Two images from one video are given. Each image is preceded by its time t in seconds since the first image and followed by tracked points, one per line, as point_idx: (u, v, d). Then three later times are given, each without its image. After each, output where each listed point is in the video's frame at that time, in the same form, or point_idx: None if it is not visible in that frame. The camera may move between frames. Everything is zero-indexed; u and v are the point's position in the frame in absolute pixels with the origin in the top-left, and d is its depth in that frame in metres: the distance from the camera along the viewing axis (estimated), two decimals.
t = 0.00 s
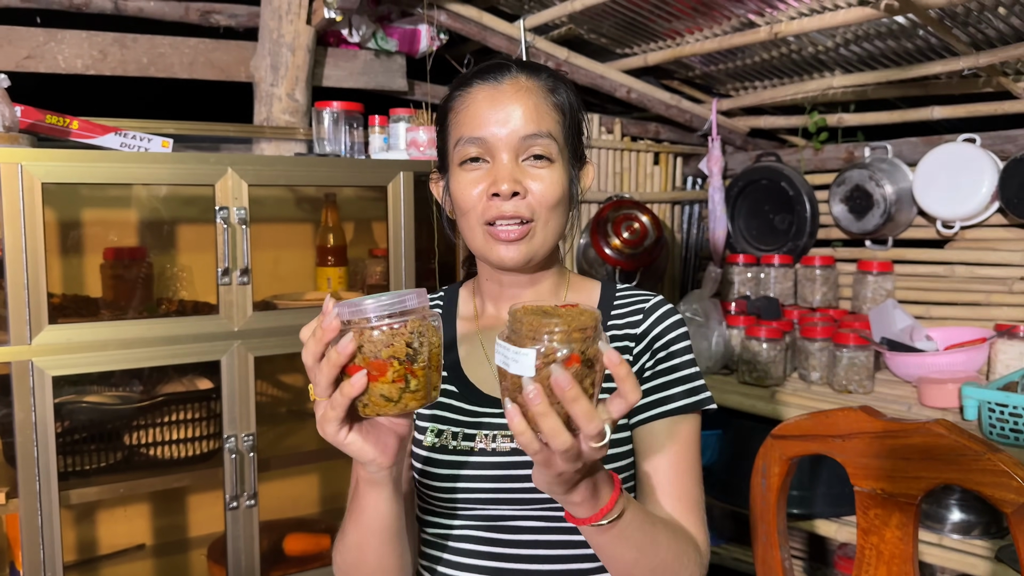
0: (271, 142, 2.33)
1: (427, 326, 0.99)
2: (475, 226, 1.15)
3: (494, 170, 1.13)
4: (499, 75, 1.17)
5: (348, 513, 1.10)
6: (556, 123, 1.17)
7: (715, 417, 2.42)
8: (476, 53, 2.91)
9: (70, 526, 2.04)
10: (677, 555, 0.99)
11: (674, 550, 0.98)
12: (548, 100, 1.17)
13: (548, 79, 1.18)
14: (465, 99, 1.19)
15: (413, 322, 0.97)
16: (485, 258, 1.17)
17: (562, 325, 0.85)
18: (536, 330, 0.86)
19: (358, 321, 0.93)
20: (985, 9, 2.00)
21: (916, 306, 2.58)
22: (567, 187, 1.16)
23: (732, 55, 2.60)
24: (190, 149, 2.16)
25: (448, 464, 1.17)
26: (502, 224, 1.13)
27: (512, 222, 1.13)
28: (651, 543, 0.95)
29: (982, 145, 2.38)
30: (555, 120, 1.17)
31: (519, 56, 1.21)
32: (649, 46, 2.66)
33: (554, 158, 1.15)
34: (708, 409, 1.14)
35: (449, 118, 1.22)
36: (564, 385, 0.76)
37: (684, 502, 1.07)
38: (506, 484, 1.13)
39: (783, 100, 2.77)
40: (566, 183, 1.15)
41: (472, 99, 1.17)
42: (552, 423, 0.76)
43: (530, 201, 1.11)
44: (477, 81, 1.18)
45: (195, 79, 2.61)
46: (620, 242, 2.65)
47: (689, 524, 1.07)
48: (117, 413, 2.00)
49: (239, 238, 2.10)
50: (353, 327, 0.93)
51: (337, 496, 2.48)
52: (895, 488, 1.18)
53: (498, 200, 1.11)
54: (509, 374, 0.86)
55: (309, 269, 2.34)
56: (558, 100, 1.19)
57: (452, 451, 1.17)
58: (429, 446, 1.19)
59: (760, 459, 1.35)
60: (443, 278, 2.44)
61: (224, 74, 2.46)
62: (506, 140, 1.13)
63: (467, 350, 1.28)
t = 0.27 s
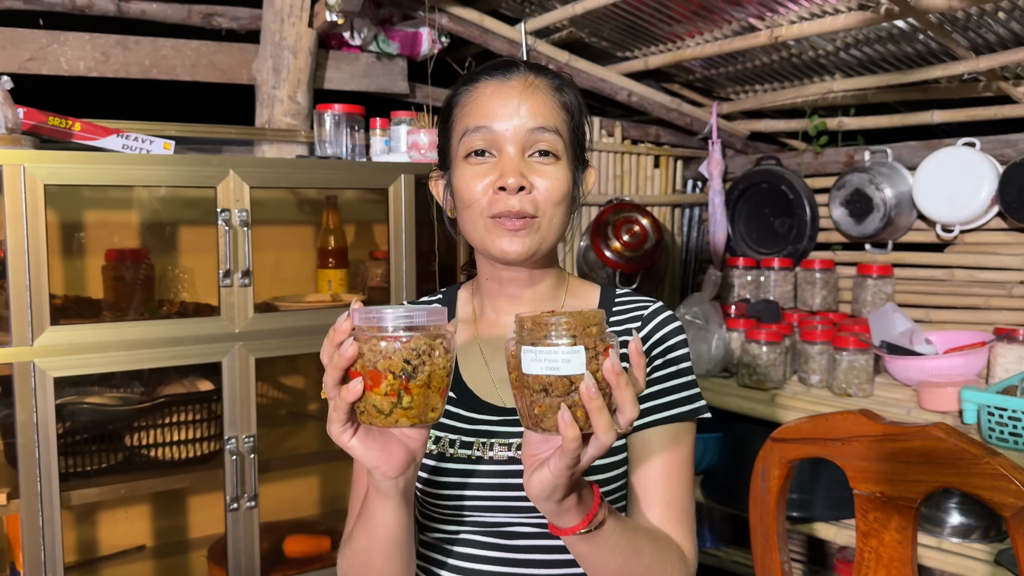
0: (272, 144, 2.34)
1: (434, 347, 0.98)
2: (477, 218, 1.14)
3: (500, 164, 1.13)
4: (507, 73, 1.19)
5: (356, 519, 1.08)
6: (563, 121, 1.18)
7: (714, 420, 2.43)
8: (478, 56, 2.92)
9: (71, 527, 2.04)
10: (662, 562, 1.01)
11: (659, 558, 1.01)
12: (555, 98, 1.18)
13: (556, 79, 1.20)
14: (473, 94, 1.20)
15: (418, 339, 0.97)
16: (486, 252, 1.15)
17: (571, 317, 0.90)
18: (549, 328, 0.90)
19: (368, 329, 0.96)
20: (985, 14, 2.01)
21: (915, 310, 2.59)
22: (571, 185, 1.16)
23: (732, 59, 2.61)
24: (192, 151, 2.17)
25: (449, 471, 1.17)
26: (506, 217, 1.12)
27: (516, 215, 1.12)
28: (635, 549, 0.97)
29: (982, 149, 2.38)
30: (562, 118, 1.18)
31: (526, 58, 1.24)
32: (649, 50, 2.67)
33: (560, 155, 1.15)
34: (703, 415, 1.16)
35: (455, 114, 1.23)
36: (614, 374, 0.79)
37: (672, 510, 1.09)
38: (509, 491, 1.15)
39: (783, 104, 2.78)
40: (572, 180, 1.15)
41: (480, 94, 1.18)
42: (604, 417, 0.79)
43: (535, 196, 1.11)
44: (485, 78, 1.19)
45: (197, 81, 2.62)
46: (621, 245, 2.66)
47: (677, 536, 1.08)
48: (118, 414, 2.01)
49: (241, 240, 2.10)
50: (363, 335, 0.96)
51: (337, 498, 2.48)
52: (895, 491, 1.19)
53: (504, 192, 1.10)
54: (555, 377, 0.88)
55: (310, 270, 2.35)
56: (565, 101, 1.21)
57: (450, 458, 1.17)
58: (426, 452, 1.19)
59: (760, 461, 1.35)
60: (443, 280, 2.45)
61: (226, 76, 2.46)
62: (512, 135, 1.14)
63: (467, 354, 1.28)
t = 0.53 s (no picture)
0: (274, 146, 2.37)
1: (437, 359, 0.98)
2: (479, 229, 1.16)
3: (503, 174, 1.14)
4: (511, 79, 1.18)
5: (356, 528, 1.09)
6: (567, 129, 1.18)
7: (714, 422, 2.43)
8: (478, 58, 2.93)
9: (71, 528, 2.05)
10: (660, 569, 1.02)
11: (656, 565, 1.01)
12: (559, 106, 1.18)
13: (561, 86, 1.20)
14: (476, 100, 1.19)
15: (421, 351, 0.97)
16: (487, 263, 1.17)
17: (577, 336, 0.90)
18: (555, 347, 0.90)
19: (370, 342, 0.95)
20: (984, 18, 2.02)
21: (915, 313, 2.59)
22: (574, 196, 1.17)
23: (732, 62, 2.62)
24: (193, 153, 2.17)
25: (449, 476, 1.18)
26: (508, 229, 1.13)
27: (518, 227, 1.13)
28: (633, 561, 0.98)
29: (981, 153, 2.39)
30: (566, 126, 1.18)
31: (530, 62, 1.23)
32: (650, 53, 2.67)
33: (563, 166, 1.16)
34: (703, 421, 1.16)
35: (458, 119, 1.23)
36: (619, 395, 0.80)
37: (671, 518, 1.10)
38: (510, 496, 1.15)
39: (783, 107, 2.78)
40: (575, 191, 1.16)
41: (484, 101, 1.18)
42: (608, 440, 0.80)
43: (537, 208, 1.12)
44: (489, 84, 1.19)
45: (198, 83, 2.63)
46: (621, 248, 2.66)
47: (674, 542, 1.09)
48: (119, 415, 2.01)
49: (242, 241, 2.11)
50: (366, 347, 0.95)
51: (337, 500, 2.48)
52: (894, 494, 1.19)
53: (506, 205, 1.11)
54: (560, 398, 0.88)
55: (311, 272, 2.35)
56: (569, 108, 1.20)
57: (450, 462, 1.18)
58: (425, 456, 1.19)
59: (759, 464, 1.36)
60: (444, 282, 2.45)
61: (227, 78, 2.47)
62: (516, 144, 1.14)
63: (467, 358, 1.29)
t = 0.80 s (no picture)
0: (274, 147, 2.37)
1: (434, 361, 1.00)
2: (473, 223, 1.16)
3: (496, 168, 1.14)
4: (507, 75, 1.19)
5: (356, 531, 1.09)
6: (563, 126, 1.18)
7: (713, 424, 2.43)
8: (478, 60, 2.93)
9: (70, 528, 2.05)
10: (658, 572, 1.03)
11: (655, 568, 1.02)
12: (555, 103, 1.18)
13: (558, 83, 1.20)
14: (473, 96, 1.20)
15: (419, 354, 0.99)
16: (481, 258, 1.17)
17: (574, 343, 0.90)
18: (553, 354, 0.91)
19: (368, 346, 0.96)
20: (983, 21, 2.02)
21: (914, 315, 2.60)
22: (569, 192, 1.17)
23: (732, 64, 2.62)
24: (193, 154, 2.18)
25: (449, 478, 1.18)
26: (501, 223, 1.13)
27: (510, 221, 1.13)
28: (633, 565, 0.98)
29: (980, 155, 2.39)
30: (562, 122, 1.18)
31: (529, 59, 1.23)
32: (649, 54, 2.68)
33: (558, 161, 1.16)
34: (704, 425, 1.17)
35: (455, 116, 1.24)
36: (615, 402, 0.80)
37: (669, 521, 1.11)
38: (510, 499, 1.15)
39: (783, 109, 2.79)
40: (570, 187, 1.16)
41: (479, 97, 1.18)
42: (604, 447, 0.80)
43: (530, 202, 1.12)
44: (486, 81, 1.20)
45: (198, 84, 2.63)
46: (620, 249, 2.67)
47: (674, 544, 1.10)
48: (118, 416, 2.01)
49: (242, 242, 2.11)
50: (364, 351, 0.96)
51: (336, 501, 2.48)
52: (892, 497, 1.19)
53: (498, 198, 1.12)
54: (554, 403, 0.89)
55: (311, 273, 2.35)
56: (566, 105, 1.21)
57: (449, 464, 1.18)
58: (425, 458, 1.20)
59: (758, 466, 1.36)
60: (443, 284, 2.45)
61: (227, 79, 2.47)
62: (510, 139, 1.14)
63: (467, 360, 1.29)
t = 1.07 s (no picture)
0: (274, 146, 2.38)
1: (428, 366, 0.99)
2: (481, 233, 1.17)
3: (506, 182, 1.13)
4: (516, 83, 1.16)
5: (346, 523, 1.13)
6: (573, 137, 1.17)
7: (713, 424, 2.43)
8: (478, 59, 2.93)
9: (69, 527, 2.05)
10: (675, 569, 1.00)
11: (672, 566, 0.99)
12: (566, 113, 1.16)
13: (569, 92, 1.18)
14: (481, 104, 1.18)
15: (412, 361, 0.97)
16: (488, 266, 1.19)
17: (571, 372, 0.86)
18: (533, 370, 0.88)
19: (359, 355, 0.95)
20: (983, 21, 2.02)
21: (913, 315, 2.60)
22: (577, 203, 1.17)
23: (732, 64, 2.62)
24: (193, 153, 2.18)
25: (449, 475, 1.18)
26: (510, 235, 1.14)
27: (519, 233, 1.14)
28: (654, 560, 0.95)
29: (980, 156, 2.39)
30: (572, 134, 1.16)
31: (538, 64, 1.20)
32: (649, 54, 2.68)
33: (567, 175, 1.15)
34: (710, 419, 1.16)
35: (462, 122, 1.21)
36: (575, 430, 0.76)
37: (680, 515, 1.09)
38: (510, 497, 1.15)
39: (783, 109, 2.79)
40: (578, 199, 1.16)
41: (489, 106, 1.16)
42: (562, 469, 0.77)
43: (540, 216, 1.13)
44: (494, 89, 1.17)
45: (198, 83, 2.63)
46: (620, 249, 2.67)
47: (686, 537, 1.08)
48: (117, 415, 2.01)
49: (241, 241, 2.11)
50: (355, 360, 0.96)
51: (336, 500, 2.48)
52: (891, 496, 1.19)
53: (508, 213, 1.12)
54: (516, 417, 0.87)
55: (310, 272, 2.35)
56: (576, 114, 1.18)
57: (450, 460, 1.18)
58: (426, 455, 1.20)
59: (757, 465, 1.36)
60: (443, 283, 2.46)
61: (227, 78, 2.47)
62: (520, 153, 1.13)
63: (468, 358, 1.28)
